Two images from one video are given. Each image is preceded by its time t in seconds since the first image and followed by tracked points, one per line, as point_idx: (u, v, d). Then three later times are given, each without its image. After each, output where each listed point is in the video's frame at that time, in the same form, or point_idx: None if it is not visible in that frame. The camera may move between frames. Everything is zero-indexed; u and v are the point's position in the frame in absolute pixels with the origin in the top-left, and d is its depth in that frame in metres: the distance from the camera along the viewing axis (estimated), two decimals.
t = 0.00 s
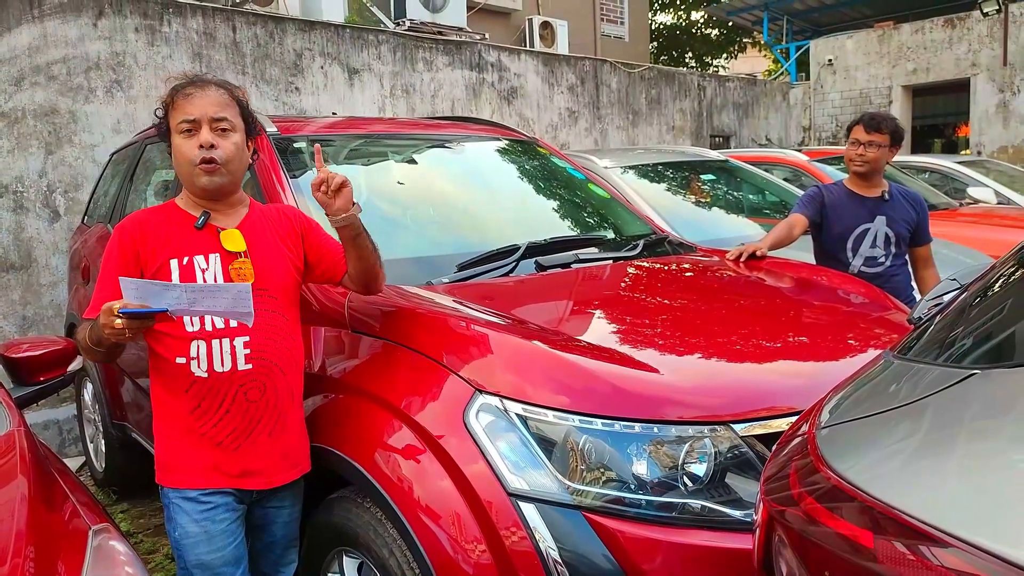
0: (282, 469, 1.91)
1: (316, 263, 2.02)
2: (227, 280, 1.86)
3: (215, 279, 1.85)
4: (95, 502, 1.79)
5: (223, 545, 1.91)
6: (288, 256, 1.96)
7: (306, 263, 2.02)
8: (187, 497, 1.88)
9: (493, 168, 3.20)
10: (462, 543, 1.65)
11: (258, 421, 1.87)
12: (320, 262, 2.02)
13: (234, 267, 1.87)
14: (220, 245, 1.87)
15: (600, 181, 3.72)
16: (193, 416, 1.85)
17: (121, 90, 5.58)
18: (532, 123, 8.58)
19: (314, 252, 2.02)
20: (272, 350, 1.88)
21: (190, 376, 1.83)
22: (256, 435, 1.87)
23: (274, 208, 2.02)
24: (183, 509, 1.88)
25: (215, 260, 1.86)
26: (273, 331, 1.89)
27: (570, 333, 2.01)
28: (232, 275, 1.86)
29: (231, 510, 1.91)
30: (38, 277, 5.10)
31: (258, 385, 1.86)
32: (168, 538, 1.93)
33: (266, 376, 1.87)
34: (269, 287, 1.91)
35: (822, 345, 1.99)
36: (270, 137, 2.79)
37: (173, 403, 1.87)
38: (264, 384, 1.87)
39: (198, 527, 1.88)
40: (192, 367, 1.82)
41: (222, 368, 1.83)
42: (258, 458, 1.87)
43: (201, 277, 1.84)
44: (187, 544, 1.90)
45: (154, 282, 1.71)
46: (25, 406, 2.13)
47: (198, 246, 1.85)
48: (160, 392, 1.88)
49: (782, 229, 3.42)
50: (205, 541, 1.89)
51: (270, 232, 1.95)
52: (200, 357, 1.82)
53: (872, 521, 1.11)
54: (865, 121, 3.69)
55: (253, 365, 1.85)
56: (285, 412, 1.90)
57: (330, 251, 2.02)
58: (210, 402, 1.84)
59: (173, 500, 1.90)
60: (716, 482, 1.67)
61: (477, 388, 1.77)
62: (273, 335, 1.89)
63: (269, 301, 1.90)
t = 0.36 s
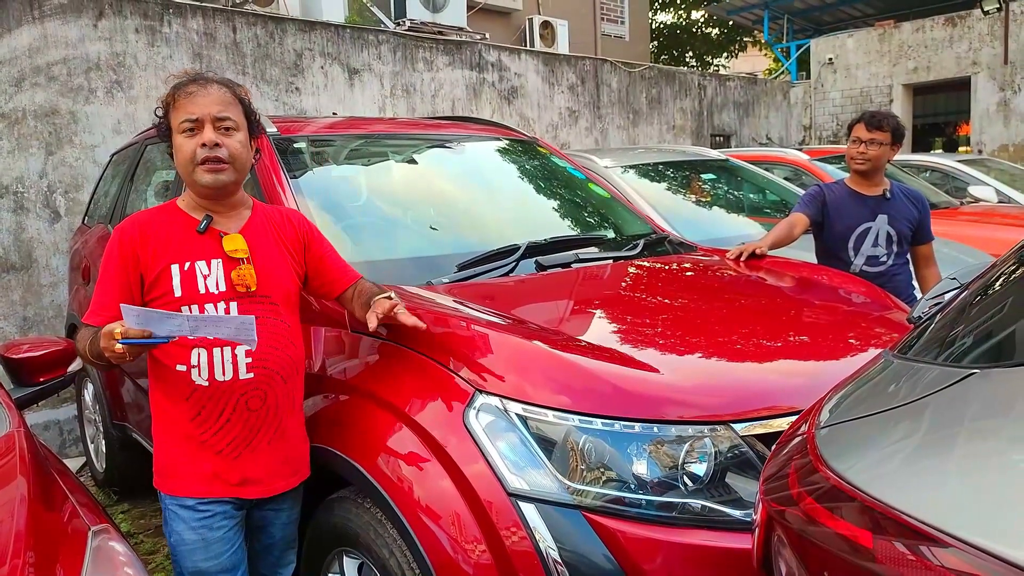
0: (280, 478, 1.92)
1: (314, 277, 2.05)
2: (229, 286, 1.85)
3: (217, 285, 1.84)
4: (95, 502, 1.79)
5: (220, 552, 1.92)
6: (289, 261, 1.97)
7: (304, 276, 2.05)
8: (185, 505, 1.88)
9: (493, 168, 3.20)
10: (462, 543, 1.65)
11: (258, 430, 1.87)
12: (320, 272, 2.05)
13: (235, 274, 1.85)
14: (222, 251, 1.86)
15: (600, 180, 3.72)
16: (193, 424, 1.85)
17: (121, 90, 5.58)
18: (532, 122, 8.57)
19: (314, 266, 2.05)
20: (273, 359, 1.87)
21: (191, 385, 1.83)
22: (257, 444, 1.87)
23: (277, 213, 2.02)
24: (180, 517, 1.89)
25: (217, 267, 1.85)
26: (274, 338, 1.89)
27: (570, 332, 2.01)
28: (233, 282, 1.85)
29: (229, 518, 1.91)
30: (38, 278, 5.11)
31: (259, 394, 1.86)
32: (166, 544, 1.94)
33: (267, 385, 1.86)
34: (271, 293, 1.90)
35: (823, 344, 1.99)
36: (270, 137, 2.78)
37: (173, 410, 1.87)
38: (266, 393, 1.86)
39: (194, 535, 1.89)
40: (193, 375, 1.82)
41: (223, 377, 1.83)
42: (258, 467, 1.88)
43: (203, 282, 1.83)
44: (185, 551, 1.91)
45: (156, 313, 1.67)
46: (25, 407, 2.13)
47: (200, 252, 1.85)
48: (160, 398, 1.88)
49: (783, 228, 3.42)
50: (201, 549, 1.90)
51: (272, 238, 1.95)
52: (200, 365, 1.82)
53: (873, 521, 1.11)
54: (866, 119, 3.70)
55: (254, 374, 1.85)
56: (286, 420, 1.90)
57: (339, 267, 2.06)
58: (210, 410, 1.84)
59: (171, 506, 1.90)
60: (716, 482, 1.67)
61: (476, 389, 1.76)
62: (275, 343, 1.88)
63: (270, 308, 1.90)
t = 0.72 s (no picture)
0: (304, 471, 1.90)
1: (325, 268, 2.07)
2: (238, 273, 1.82)
3: (227, 272, 1.80)
4: (100, 500, 1.79)
5: (236, 565, 1.88)
6: (294, 251, 1.98)
7: (313, 265, 2.06)
8: (201, 514, 1.83)
9: (496, 167, 3.20)
10: (466, 542, 1.66)
11: (277, 420, 1.84)
12: (327, 259, 2.06)
13: (244, 260, 1.83)
14: (229, 239, 1.83)
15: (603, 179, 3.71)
16: (210, 419, 1.80)
17: (125, 89, 5.60)
18: (535, 121, 8.57)
19: (321, 254, 2.06)
20: (288, 345, 1.86)
21: (206, 379, 1.78)
22: (277, 436, 1.85)
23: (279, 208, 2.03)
24: (196, 528, 1.84)
25: (225, 254, 1.82)
26: (287, 326, 1.87)
27: (573, 331, 2.01)
28: (243, 268, 1.82)
29: (245, 529, 1.88)
30: (42, 276, 5.12)
31: (278, 383, 1.84)
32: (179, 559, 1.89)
33: (285, 372, 1.85)
34: (280, 280, 1.90)
35: (826, 343, 1.98)
36: (273, 135, 2.78)
37: (185, 409, 1.81)
38: (283, 381, 1.85)
39: (211, 547, 1.84)
40: (208, 367, 1.78)
41: (240, 366, 1.79)
42: (278, 460, 1.85)
43: (212, 271, 1.79)
44: (199, 564, 1.85)
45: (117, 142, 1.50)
46: (30, 405, 2.13)
47: (206, 241, 1.81)
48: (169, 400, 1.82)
49: (787, 227, 3.42)
50: (218, 562, 1.85)
51: (274, 228, 1.95)
52: (216, 356, 1.78)
53: (877, 521, 1.11)
54: (871, 117, 3.69)
55: (271, 361, 1.83)
56: (303, 409, 1.89)
57: (344, 249, 2.10)
58: (228, 403, 1.80)
59: (188, 516, 1.84)
60: (719, 481, 1.67)
61: (479, 387, 1.77)
62: (288, 331, 1.87)
63: (280, 296, 1.88)
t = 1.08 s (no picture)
0: (311, 477, 1.88)
1: (319, 268, 2.06)
2: (249, 277, 1.79)
3: (237, 277, 1.77)
4: (96, 501, 1.78)
5: None
6: (297, 249, 1.98)
7: (309, 265, 2.04)
8: (207, 527, 1.78)
9: (494, 167, 3.20)
10: (463, 542, 1.66)
11: (288, 425, 1.82)
12: (321, 259, 2.05)
13: (255, 264, 1.80)
14: (238, 242, 1.80)
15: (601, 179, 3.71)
16: (221, 427, 1.75)
17: (122, 89, 5.60)
18: (533, 121, 8.57)
19: (316, 253, 2.05)
20: (299, 351, 1.85)
21: (218, 386, 1.74)
22: (288, 442, 1.82)
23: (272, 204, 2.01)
24: (200, 541, 1.78)
25: (235, 258, 1.79)
26: (297, 330, 1.86)
27: (570, 331, 2.01)
28: (253, 273, 1.80)
29: (252, 541, 1.84)
30: (39, 276, 5.11)
31: (290, 389, 1.82)
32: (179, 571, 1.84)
33: (297, 378, 1.84)
34: (288, 283, 1.88)
35: (824, 343, 1.99)
36: (270, 135, 2.78)
37: (194, 419, 1.75)
38: (296, 387, 1.83)
39: (215, 561, 1.79)
40: (221, 375, 1.74)
41: (254, 373, 1.77)
42: (289, 467, 1.83)
43: (223, 275, 1.75)
44: None
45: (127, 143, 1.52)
46: (26, 404, 2.13)
47: (216, 244, 1.77)
48: (175, 409, 1.76)
49: (784, 227, 3.43)
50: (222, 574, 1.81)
51: (274, 228, 1.93)
52: (229, 363, 1.74)
53: (876, 520, 1.11)
54: (872, 117, 3.70)
55: (285, 368, 1.81)
56: (312, 415, 1.88)
57: (339, 247, 2.09)
58: (241, 411, 1.76)
59: (193, 527, 1.78)
60: (716, 481, 1.67)
61: (478, 388, 1.77)
62: (298, 335, 1.86)
63: (289, 300, 1.87)
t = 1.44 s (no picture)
0: (315, 482, 1.88)
1: (318, 269, 2.05)
2: (264, 285, 1.78)
3: (254, 286, 1.76)
4: (98, 502, 1.79)
5: None
6: (301, 248, 1.97)
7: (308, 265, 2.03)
8: (212, 536, 1.77)
9: (495, 169, 3.20)
10: (464, 544, 1.66)
11: (297, 433, 1.82)
12: (320, 259, 2.05)
13: (270, 272, 1.80)
14: (253, 249, 1.79)
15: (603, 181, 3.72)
16: (232, 437, 1.74)
17: (124, 90, 5.60)
18: (534, 123, 8.58)
19: (315, 253, 2.04)
20: (311, 360, 1.85)
21: (232, 397, 1.73)
22: (296, 450, 1.83)
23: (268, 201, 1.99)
24: (204, 549, 1.77)
25: (251, 265, 1.77)
26: (308, 338, 1.86)
27: (572, 333, 2.01)
28: (268, 281, 1.79)
29: (253, 550, 1.83)
30: (41, 277, 5.12)
31: (302, 398, 1.82)
32: None
33: (309, 387, 1.84)
34: (298, 289, 1.88)
35: (825, 345, 1.99)
36: (273, 137, 2.79)
37: (205, 427, 1.74)
38: (307, 397, 1.83)
39: (218, 567, 1.79)
40: (236, 385, 1.73)
41: (269, 384, 1.76)
42: (294, 474, 1.83)
43: (240, 283, 1.74)
44: None
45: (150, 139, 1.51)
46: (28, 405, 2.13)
47: (232, 251, 1.75)
48: (184, 415, 1.74)
49: (786, 230, 3.43)
50: None
51: (284, 229, 1.93)
52: (245, 373, 1.74)
53: (877, 521, 1.11)
54: (877, 120, 3.69)
55: (298, 377, 1.81)
56: (319, 423, 1.88)
57: (337, 249, 2.09)
58: (254, 421, 1.75)
59: (197, 535, 1.77)
60: (717, 482, 1.67)
61: (478, 389, 1.78)
62: (309, 344, 1.86)
63: (300, 307, 1.87)
